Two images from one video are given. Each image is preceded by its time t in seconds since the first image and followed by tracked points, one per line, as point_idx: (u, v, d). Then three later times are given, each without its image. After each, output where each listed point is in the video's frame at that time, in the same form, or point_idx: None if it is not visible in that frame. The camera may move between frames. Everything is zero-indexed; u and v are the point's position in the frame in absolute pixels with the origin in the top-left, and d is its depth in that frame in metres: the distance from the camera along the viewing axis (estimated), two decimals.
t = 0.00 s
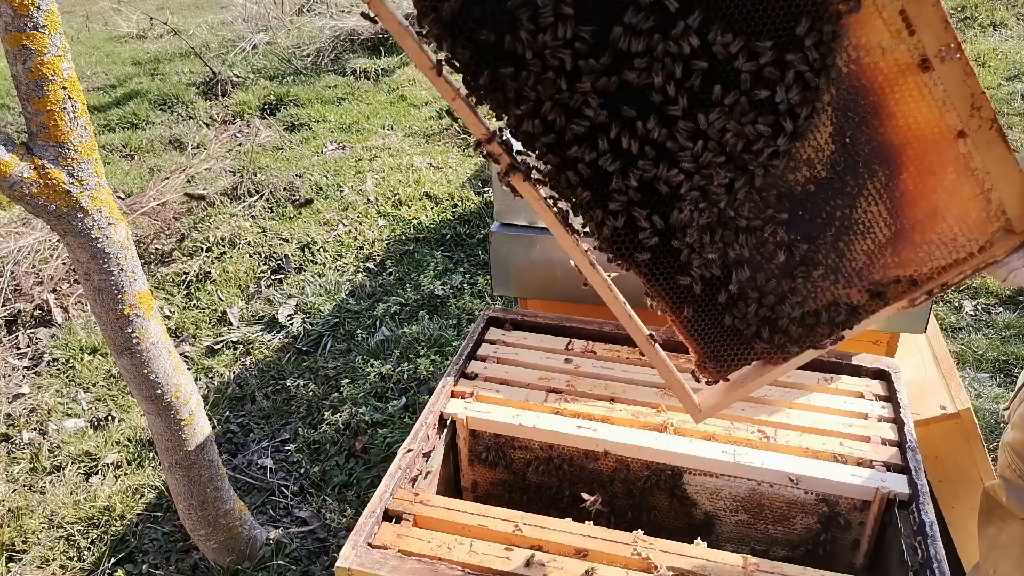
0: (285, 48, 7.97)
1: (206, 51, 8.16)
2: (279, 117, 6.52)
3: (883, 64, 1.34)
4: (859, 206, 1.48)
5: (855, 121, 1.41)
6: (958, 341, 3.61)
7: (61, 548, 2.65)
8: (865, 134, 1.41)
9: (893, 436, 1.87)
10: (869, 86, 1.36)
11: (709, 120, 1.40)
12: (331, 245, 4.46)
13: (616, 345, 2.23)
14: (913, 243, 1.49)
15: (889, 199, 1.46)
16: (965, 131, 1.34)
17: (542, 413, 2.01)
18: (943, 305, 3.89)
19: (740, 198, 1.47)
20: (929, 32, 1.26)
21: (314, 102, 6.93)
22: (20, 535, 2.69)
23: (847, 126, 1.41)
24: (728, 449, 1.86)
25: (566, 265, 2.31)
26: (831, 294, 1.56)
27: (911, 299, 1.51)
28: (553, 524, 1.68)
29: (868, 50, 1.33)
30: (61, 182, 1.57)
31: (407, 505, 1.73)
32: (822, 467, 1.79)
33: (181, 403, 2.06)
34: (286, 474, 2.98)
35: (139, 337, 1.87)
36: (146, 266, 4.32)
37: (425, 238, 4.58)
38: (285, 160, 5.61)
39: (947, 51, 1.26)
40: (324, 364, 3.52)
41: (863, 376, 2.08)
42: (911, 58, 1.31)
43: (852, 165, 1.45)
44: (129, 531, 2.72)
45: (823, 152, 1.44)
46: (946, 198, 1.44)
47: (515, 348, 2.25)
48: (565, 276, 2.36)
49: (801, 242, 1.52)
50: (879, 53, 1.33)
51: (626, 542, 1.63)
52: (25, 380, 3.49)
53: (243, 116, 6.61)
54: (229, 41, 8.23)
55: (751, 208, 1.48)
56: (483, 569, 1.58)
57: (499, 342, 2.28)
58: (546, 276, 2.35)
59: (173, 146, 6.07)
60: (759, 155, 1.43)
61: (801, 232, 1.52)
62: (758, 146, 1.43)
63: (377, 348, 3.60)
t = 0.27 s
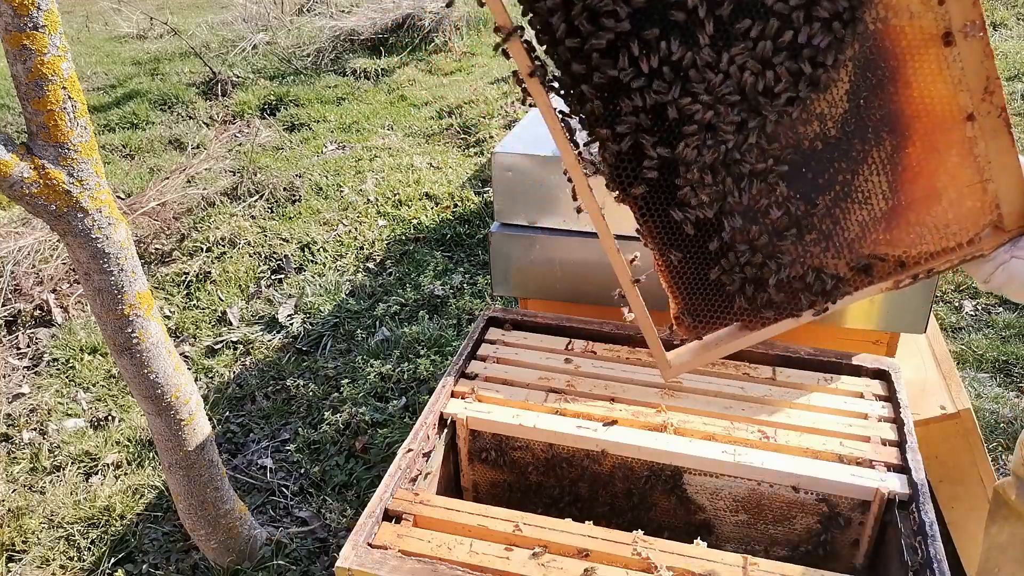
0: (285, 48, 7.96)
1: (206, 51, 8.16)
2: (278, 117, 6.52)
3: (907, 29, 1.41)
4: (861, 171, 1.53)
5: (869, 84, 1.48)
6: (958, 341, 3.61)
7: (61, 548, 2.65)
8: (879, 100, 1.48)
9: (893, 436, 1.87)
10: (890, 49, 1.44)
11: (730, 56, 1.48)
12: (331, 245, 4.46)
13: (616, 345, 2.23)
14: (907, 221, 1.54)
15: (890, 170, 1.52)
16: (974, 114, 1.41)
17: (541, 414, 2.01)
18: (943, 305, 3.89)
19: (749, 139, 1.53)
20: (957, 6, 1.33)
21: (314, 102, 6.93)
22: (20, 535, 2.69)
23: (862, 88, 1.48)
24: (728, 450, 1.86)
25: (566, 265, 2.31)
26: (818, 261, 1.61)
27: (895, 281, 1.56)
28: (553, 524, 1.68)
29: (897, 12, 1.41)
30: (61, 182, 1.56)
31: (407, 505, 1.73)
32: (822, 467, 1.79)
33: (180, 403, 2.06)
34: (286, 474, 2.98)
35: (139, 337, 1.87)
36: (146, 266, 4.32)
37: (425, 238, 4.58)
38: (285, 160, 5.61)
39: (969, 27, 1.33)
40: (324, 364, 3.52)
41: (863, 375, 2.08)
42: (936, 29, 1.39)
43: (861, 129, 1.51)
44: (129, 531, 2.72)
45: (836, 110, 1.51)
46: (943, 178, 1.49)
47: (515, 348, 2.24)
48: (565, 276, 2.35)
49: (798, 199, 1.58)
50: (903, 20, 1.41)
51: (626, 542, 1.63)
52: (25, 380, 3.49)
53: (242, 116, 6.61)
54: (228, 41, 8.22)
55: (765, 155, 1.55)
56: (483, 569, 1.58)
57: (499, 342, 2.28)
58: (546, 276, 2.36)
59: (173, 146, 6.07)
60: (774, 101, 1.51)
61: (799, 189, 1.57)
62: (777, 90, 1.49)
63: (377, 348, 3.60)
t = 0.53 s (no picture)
0: (285, 48, 7.96)
1: (206, 52, 8.17)
2: (278, 117, 6.53)
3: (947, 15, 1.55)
4: (900, 157, 1.62)
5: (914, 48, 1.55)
6: (958, 341, 3.61)
7: (61, 548, 2.65)
8: (919, 80, 1.58)
9: (893, 436, 1.87)
10: (934, 28, 1.56)
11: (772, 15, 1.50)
12: (331, 245, 4.46)
13: (616, 345, 2.23)
14: (942, 218, 1.64)
15: (929, 158, 1.61)
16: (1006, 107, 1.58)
17: (541, 414, 2.01)
18: (943, 305, 3.89)
19: (792, 98, 1.54)
20: None
21: (314, 102, 6.93)
22: (20, 535, 2.69)
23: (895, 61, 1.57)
24: (729, 450, 1.86)
25: (566, 265, 2.31)
26: (852, 254, 1.65)
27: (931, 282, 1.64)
28: (553, 524, 1.68)
29: None
30: (61, 182, 1.57)
31: (407, 506, 1.73)
32: (822, 468, 1.79)
33: (180, 403, 2.06)
34: (286, 474, 2.98)
35: (139, 337, 1.87)
36: (146, 266, 4.32)
37: (425, 238, 4.58)
38: (285, 160, 5.61)
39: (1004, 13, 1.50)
40: (324, 364, 3.52)
41: (863, 375, 2.08)
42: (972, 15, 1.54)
43: (900, 108, 1.59)
44: (129, 531, 2.72)
45: (875, 82, 1.58)
46: (976, 176, 1.62)
47: (514, 348, 2.24)
48: (565, 276, 2.35)
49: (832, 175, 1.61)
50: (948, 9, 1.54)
51: (627, 542, 1.63)
52: (25, 380, 3.49)
53: (242, 116, 6.61)
54: (229, 41, 8.22)
55: (800, 118, 1.56)
56: (483, 569, 1.58)
57: (499, 342, 2.28)
58: (546, 276, 2.36)
59: (173, 146, 6.07)
60: (814, 65, 1.53)
61: (835, 166, 1.61)
62: (820, 53, 1.52)
63: (377, 348, 3.60)
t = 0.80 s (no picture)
0: (285, 48, 7.96)
1: (206, 52, 8.17)
2: (278, 117, 6.53)
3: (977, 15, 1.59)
4: (946, 145, 1.55)
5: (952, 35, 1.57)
6: (958, 341, 3.61)
7: (61, 548, 2.65)
8: (957, 68, 1.58)
9: (893, 436, 1.87)
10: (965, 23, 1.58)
11: None
12: (331, 245, 4.46)
13: (616, 345, 2.23)
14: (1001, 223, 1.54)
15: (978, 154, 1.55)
16: None
17: (541, 414, 2.01)
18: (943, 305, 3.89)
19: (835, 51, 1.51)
20: None
21: (314, 102, 6.93)
22: (20, 535, 2.69)
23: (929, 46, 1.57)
24: (729, 450, 1.86)
25: (566, 265, 2.31)
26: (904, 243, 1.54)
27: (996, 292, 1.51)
28: (553, 524, 1.68)
29: None
30: (61, 182, 1.56)
31: (407, 505, 1.73)
32: (822, 468, 1.79)
33: (180, 404, 2.06)
34: (286, 474, 2.98)
35: (139, 337, 1.87)
36: (146, 266, 4.32)
37: (425, 238, 4.58)
38: (285, 160, 5.61)
39: None
40: (324, 364, 3.52)
41: (863, 375, 2.08)
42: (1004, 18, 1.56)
43: (943, 94, 1.58)
44: (129, 531, 2.72)
45: (917, 61, 1.57)
46: (1021, 179, 1.56)
47: (514, 348, 2.24)
48: (565, 276, 2.35)
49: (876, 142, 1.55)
50: (978, 4, 1.59)
51: (627, 542, 1.63)
52: (25, 380, 3.49)
53: (242, 116, 6.61)
54: (229, 42, 8.22)
55: (842, 81, 1.53)
56: (483, 569, 1.58)
57: (499, 342, 2.28)
58: (546, 277, 2.35)
59: (173, 146, 6.07)
60: (856, 26, 1.52)
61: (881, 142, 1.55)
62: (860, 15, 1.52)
63: (377, 348, 3.60)
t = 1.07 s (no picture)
0: (285, 48, 7.97)
1: (206, 52, 8.17)
2: (278, 117, 6.53)
3: None
4: None
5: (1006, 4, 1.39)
6: (958, 341, 3.61)
7: (61, 548, 2.65)
8: None
9: (893, 435, 1.87)
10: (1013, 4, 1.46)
11: None
12: (331, 245, 4.46)
13: (616, 345, 2.23)
14: None
15: None
16: None
17: (541, 414, 2.01)
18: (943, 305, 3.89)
19: None
20: None
21: (314, 102, 6.93)
22: (20, 535, 2.69)
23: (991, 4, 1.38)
24: (729, 450, 1.86)
25: (566, 265, 2.31)
26: None
27: None
28: (553, 524, 1.68)
29: None
30: (61, 182, 1.56)
31: (407, 505, 1.73)
32: (822, 467, 1.79)
33: (181, 404, 2.06)
34: (286, 474, 2.98)
35: (139, 337, 1.87)
36: (146, 266, 4.32)
37: (425, 238, 4.58)
38: (285, 160, 5.61)
39: None
40: (324, 364, 3.52)
41: (863, 375, 2.08)
42: None
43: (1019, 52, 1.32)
44: (129, 531, 2.72)
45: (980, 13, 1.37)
46: None
47: (514, 348, 2.24)
48: (565, 276, 2.35)
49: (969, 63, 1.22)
50: None
51: (627, 542, 1.63)
52: (25, 380, 3.49)
53: (242, 116, 6.61)
54: (228, 41, 8.22)
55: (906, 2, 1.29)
56: (483, 569, 1.58)
57: (499, 342, 2.27)
58: (546, 277, 2.35)
59: (173, 146, 6.07)
60: None
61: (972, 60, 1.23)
62: None
63: (377, 348, 3.60)
